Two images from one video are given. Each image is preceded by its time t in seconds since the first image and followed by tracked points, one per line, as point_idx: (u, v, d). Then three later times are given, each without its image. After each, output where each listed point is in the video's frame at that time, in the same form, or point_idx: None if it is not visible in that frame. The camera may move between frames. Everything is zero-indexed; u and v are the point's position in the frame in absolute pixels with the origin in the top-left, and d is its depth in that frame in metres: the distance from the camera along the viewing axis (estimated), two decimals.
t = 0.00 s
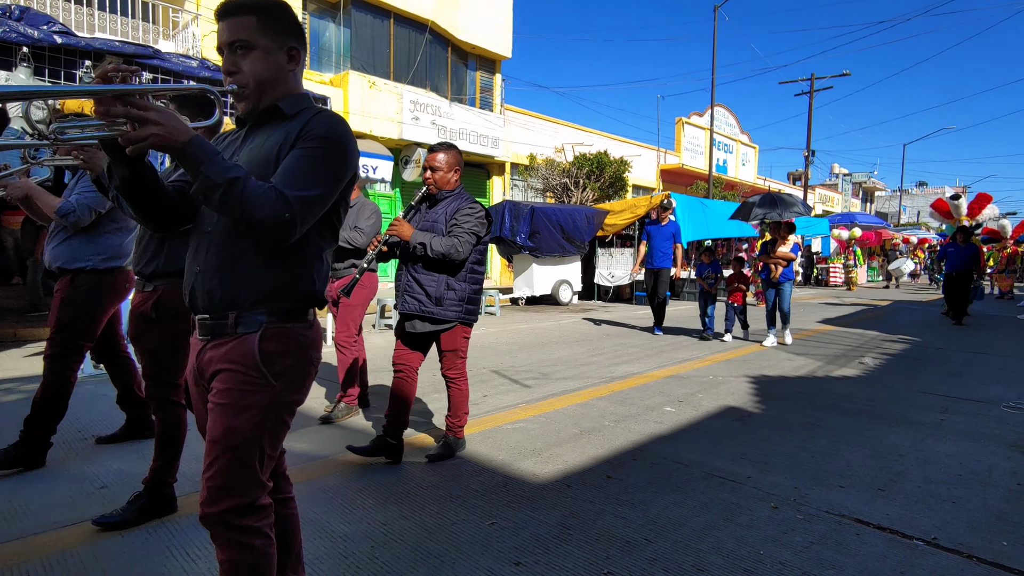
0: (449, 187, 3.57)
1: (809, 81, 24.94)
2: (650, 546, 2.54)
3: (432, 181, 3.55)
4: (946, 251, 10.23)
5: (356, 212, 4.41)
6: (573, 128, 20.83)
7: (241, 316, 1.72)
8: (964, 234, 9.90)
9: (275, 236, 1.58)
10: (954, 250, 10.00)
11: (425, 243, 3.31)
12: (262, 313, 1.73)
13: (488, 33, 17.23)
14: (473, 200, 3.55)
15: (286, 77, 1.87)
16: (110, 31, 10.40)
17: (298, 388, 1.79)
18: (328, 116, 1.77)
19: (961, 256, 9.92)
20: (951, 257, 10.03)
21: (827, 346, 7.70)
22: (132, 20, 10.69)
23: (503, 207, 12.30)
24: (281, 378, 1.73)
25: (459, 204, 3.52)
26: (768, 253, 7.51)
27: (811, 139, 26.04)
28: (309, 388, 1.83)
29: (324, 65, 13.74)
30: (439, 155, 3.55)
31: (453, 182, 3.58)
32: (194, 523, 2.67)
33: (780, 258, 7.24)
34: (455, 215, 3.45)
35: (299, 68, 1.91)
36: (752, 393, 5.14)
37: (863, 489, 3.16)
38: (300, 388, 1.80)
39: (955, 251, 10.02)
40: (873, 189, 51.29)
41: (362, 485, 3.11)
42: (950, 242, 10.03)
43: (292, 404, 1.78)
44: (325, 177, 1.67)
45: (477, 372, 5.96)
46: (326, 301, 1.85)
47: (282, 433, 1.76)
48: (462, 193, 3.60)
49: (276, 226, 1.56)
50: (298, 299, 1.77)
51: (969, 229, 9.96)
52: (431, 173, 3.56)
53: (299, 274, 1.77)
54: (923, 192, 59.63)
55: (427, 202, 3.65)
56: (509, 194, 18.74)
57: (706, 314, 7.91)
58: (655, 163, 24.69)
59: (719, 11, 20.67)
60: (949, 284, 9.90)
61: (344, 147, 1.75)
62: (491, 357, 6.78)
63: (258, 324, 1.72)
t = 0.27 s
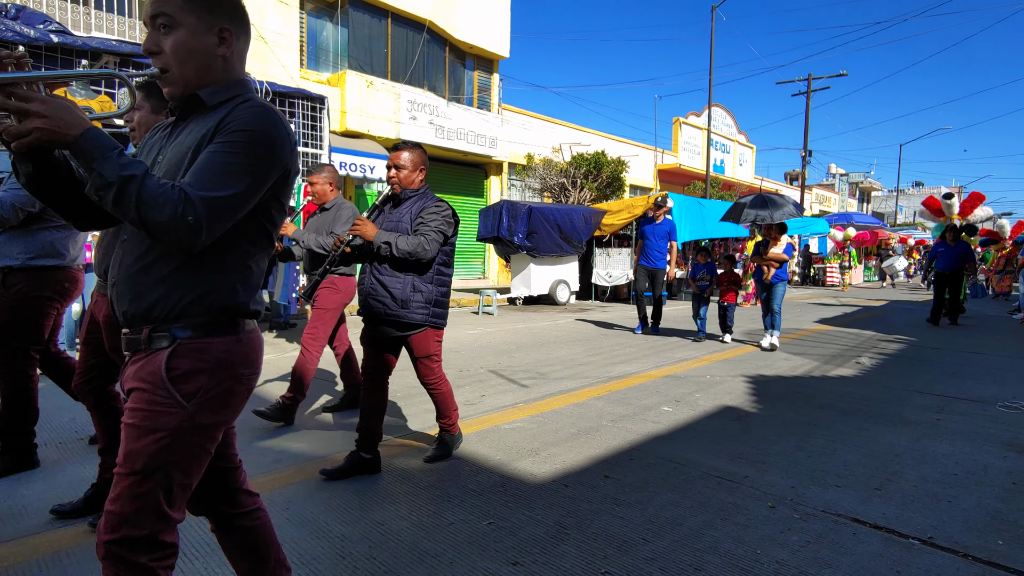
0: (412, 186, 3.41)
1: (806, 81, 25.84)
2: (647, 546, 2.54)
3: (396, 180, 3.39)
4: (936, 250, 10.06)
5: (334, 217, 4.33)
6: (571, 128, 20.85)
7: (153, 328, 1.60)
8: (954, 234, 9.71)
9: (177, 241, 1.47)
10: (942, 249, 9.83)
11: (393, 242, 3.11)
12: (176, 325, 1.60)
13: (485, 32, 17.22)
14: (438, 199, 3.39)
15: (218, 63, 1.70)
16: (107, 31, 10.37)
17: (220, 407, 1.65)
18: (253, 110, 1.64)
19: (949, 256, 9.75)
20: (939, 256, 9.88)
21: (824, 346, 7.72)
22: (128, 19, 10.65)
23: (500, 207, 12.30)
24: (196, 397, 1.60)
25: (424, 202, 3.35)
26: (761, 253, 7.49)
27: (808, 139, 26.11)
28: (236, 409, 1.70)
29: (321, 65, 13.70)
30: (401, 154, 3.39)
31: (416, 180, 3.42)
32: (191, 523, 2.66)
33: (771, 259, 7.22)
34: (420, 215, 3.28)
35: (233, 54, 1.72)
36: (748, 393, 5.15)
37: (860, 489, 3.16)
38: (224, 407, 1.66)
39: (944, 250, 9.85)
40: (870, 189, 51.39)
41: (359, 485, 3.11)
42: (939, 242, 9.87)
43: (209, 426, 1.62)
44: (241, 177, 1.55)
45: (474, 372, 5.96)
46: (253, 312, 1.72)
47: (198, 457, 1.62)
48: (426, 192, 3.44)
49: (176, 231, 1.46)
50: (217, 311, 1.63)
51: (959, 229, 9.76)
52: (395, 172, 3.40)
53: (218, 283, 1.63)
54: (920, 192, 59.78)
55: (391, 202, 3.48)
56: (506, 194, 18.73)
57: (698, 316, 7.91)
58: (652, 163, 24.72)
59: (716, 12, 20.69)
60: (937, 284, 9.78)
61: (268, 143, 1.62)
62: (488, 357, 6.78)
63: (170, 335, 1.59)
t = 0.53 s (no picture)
0: (376, 179, 3.22)
1: (805, 82, 26.52)
2: (646, 546, 2.55)
3: (359, 173, 3.19)
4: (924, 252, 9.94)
5: (306, 216, 4.30)
6: (570, 129, 20.87)
7: (28, 332, 1.43)
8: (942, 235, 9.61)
9: (33, 229, 1.34)
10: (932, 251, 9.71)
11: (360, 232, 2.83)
12: (57, 329, 1.43)
13: (484, 33, 17.22)
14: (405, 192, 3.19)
15: (133, 33, 1.53)
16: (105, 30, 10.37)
17: (114, 423, 1.47)
18: (145, 79, 1.46)
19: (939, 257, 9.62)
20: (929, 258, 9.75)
21: (822, 347, 7.74)
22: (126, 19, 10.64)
23: (499, 207, 12.31)
24: (79, 410, 1.43)
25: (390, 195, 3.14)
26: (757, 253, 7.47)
27: (806, 140, 26.18)
28: (138, 423, 1.52)
29: (320, 65, 13.72)
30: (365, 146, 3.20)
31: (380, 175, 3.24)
32: (189, 524, 2.65)
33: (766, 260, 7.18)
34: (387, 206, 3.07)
35: (154, 22, 1.56)
36: (747, 394, 5.17)
37: (858, 489, 3.17)
38: (120, 423, 1.48)
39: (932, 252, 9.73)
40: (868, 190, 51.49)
41: (357, 486, 3.11)
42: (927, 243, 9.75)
43: (101, 444, 1.45)
44: (114, 157, 1.36)
45: (473, 372, 5.97)
46: (153, 315, 1.52)
47: (95, 478, 1.47)
48: (391, 186, 3.25)
49: (31, 216, 1.32)
50: (101, 314, 1.44)
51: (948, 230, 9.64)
52: (359, 163, 3.19)
53: (103, 282, 1.44)
54: (917, 193, 59.91)
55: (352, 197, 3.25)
56: (505, 194, 18.75)
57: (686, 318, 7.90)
58: (651, 164, 24.76)
59: (715, 13, 20.73)
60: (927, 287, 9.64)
61: (160, 119, 1.43)
62: (487, 357, 6.78)
63: (46, 340, 1.43)
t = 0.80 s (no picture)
0: (350, 175, 3.04)
1: (804, 83, 26.66)
2: (645, 547, 2.55)
3: (331, 170, 3.02)
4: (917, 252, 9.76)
5: (283, 211, 4.26)
6: (569, 129, 20.89)
7: None
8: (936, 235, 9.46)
9: None
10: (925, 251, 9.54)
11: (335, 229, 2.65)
12: None
13: (483, 34, 17.22)
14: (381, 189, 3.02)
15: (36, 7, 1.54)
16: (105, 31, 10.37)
17: (43, 431, 1.46)
18: (40, 43, 1.44)
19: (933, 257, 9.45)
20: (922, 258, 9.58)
21: (821, 348, 7.75)
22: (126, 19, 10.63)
23: (498, 208, 12.31)
24: (8, 423, 1.42)
25: (366, 192, 2.97)
26: (751, 254, 7.45)
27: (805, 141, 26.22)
28: (68, 427, 1.51)
29: (319, 65, 13.74)
30: (338, 141, 3.04)
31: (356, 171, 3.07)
32: (188, 524, 2.65)
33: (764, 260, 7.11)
34: (362, 204, 2.90)
35: None
36: (746, 394, 5.17)
37: (857, 490, 3.17)
38: (50, 429, 1.48)
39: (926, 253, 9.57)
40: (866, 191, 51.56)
41: (357, 486, 3.11)
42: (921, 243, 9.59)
43: (37, 454, 1.46)
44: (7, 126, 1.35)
45: (472, 373, 5.97)
46: (76, 305, 1.51)
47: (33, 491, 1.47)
48: (366, 183, 3.07)
49: None
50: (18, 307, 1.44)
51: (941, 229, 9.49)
52: (330, 161, 3.04)
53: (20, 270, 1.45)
54: (915, 195, 59.99)
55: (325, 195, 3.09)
56: (504, 195, 18.76)
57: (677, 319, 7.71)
58: (650, 165, 24.78)
59: (714, 14, 20.77)
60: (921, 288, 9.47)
61: (59, 97, 1.41)
62: (486, 358, 6.79)
63: None
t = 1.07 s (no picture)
0: (322, 175, 2.98)
1: (803, 84, 26.76)
2: (644, 547, 2.55)
3: (305, 169, 2.96)
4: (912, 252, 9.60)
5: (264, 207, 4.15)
6: (568, 130, 20.90)
7: None
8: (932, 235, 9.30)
9: None
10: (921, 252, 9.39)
11: (302, 235, 2.71)
12: None
13: (482, 34, 17.22)
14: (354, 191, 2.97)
15: None
16: (104, 30, 10.37)
17: None
18: None
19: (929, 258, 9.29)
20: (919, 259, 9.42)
21: (820, 348, 7.75)
22: (125, 19, 10.65)
23: (497, 208, 12.31)
24: None
25: (337, 194, 2.92)
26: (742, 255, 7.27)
27: (804, 142, 26.25)
28: None
29: (318, 65, 13.75)
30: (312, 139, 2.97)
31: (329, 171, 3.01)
32: (187, 524, 2.65)
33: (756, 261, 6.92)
34: (331, 207, 2.86)
35: None
36: (745, 394, 5.18)
37: (856, 490, 3.17)
38: None
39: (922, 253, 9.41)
40: (866, 192, 51.51)
41: (356, 486, 3.11)
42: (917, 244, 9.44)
43: None
44: None
45: (471, 373, 5.97)
46: None
47: None
48: (341, 181, 3.01)
49: None
50: None
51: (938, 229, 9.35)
52: (304, 160, 2.97)
53: None
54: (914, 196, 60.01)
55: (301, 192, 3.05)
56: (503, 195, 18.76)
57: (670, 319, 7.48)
58: (649, 165, 24.80)
59: (714, 15, 20.78)
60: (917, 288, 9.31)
61: None
62: (485, 358, 6.78)
63: None
